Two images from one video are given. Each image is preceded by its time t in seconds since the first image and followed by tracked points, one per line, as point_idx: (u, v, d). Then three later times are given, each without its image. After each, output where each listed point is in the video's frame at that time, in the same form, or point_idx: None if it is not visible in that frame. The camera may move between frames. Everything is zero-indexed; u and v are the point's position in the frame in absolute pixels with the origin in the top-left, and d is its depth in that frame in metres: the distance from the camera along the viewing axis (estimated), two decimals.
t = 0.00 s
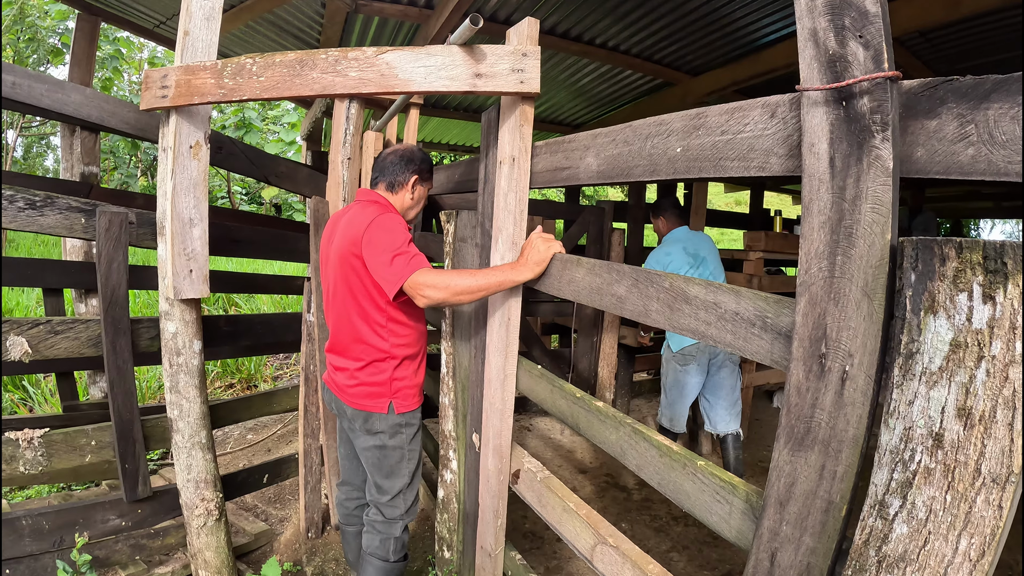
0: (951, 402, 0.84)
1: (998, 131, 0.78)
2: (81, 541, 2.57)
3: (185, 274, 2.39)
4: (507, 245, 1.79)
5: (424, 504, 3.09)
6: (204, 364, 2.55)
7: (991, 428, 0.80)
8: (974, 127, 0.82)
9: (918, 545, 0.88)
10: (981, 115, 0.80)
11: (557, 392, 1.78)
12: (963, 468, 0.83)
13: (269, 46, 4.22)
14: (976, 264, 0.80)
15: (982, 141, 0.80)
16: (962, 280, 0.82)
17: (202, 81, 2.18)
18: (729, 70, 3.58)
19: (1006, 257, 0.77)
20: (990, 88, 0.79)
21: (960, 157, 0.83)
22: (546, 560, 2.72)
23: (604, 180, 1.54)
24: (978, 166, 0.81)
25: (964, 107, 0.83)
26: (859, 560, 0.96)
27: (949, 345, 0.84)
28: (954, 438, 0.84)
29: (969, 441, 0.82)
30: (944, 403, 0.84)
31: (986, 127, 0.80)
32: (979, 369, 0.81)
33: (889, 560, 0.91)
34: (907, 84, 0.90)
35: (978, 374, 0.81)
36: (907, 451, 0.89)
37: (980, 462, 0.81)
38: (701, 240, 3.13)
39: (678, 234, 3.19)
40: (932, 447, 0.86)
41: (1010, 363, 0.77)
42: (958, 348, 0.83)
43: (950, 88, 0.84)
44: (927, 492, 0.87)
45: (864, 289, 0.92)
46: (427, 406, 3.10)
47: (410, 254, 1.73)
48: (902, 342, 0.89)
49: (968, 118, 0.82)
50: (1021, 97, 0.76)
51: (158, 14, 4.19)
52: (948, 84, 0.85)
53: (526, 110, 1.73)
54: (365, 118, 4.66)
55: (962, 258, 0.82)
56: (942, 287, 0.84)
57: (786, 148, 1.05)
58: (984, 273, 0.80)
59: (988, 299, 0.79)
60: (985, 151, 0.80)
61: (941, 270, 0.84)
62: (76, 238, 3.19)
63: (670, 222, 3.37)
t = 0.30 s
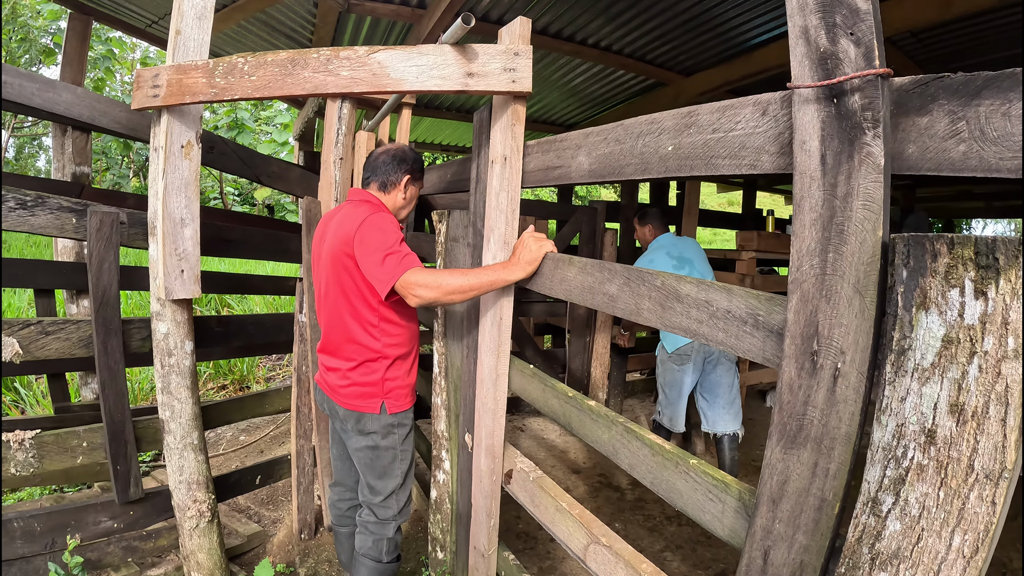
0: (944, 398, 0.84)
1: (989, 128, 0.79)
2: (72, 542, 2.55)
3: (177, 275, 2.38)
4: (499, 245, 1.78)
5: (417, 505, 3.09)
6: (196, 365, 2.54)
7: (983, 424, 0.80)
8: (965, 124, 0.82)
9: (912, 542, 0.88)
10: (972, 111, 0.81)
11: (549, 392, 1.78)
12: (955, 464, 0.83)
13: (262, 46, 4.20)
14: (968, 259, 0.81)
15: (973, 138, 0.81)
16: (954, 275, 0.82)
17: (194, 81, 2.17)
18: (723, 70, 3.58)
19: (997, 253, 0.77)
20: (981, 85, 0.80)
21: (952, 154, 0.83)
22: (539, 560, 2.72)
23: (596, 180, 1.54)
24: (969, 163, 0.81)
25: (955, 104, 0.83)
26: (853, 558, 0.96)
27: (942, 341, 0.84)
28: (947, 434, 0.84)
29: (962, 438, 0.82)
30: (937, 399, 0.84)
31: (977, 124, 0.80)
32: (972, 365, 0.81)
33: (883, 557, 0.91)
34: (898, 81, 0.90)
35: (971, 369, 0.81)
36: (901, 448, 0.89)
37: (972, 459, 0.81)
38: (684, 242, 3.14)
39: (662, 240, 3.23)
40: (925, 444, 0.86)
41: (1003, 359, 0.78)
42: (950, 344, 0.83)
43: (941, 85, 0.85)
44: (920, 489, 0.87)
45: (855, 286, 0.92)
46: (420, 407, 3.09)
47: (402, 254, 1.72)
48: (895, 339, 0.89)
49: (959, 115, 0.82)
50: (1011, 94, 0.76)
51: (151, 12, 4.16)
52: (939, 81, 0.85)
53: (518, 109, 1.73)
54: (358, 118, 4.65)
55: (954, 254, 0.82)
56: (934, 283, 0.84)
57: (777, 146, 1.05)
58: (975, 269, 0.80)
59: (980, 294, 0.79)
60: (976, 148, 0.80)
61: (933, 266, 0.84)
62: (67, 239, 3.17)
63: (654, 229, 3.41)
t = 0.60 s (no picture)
0: (938, 396, 0.84)
1: (981, 125, 0.79)
2: (66, 544, 2.54)
3: (169, 276, 2.37)
4: (492, 244, 1.78)
5: (412, 505, 3.08)
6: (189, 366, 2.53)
7: (977, 420, 0.80)
8: (957, 121, 0.82)
9: (906, 540, 0.88)
10: (963, 109, 0.81)
11: (543, 391, 1.78)
12: (950, 461, 0.83)
13: (255, 46, 4.19)
14: (961, 256, 0.81)
15: (966, 135, 0.81)
16: (947, 272, 0.82)
17: (186, 81, 2.16)
18: (717, 69, 3.59)
19: (990, 249, 0.77)
20: (973, 82, 0.80)
21: (944, 151, 0.83)
22: (534, 560, 2.71)
23: (589, 178, 1.54)
24: (961, 160, 0.81)
25: (947, 102, 0.83)
26: (847, 556, 0.96)
27: (935, 338, 0.84)
28: (941, 431, 0.84)
29: (956, 435, 0.82)
30: (930, 396, 0.85)
31: (969, 121, 0.80)
32: (966, 362, 0.81)
33: (877, 554, 0.91)
34: (890, 79, 0.90)
35: (964, 366, 0.81)
36: (894, 445, 0.89)
37: (966, 456, 0.81)
38: (675, 243, 3.15)
39: (654, 242, 3.23)
40: (919, 441, 0.86)
41: (997, 355, 0.78)
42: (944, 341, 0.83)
43: (934, 83, 0.85)
44: (915, 487, 0.87)
45: (848, 283, 0.92)
46: (414, 408, 3.09)
47: (395, 254, 1.72)
48: (888, 336, 0.89)
49: (951, 112, 0.82)
50: (1003, 92, 0.77)
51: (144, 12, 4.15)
52: (931, 79, 0.85)
53: (511, 109, 1.73)
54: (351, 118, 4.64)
55: (947, 251, 0.82)
56: (927, 280, 0.84)
57: (770, 144, 1.05)
58: (968, 266, 0.80)
59: (973, 291, 0.80)
60: (968, 145, 0.80)
61: (926, 263, 0.84)
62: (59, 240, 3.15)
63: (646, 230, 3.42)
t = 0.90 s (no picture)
0: (936, 391, 0.84)
1: (979, 121, 0.79)
2: (64, 544, 2.53)
3: (166, 274, 2.36)
4: (490, 242, 1.78)
5: (409, 504, 3.08)
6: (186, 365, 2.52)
7: (976, 415, 0.80)
8: (954, 117, 0.82)
9: (905, 535, 0.88)
10: (961, 105, 0.81)
11: (540, 389, 1.77)
12: (948, 455, 0.83)
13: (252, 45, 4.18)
14: (958, 251, 0.81)
15: (963, 130, 0.81)
16: (945, 267, 0.82)
17: (183, 79, 2.16)
18: (714, 67, 3.59)
19: (988, 244, 0.78)
20: (971, 78, 0.80)
21: (941, 147, 0.83)
22: (532, 558, 2.71)
23: (586, 176, 1.54)
24: (959, 156, 0.81)
25: (945, 97, 0.83)
26: (845, 552, 0.96)
27: (933, 333, 0.84)
28: (939, 426, 0.84)
29: (954, 429, 0.82)
30: (929, 391, 0.85)
31: (966, 117, 0.80)
32: (964, 356, 0.81)
33: (876, 550, 0.91)
34: (887, 75, 0.90)
35: (963, 361, 0.81)
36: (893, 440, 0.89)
37: (965, 451, 0.81)
38: (667, 244, 3.15)
39: (647, 244, 3.22)
40: (917, 436, 0.86)
41: (996, 350, 0.78)
42: (941, 336, 0.83)
43: (931, 78, 0.85)
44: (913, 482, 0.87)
45: (846, 279, 0.93)
46: (411, 406, 3.09)
47: (392, 252, 1.71)
48: (886, 332, 0.89)
49: (948, 108, 0.83)
50: (1001, 87, 0.77)
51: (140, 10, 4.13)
52: (928, 75, 0.85)
53: (508, 106, 1.73)
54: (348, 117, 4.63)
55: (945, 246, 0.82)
56: (925, 275, 0.84)
57: (767, 141, 1.05)
58: (966, 261, 0.80)
59: (971, 286, 0.80)
60: (966, 141, 0.81)
61: (923, 259, 0.84)
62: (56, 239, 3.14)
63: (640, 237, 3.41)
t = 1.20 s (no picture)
0: (929, 387, 0.84)
1: (973, 113, 0.79)
2: (60, 543, 2.53)
3: (161, 273, 2.36)
4: (485, 239, 1.78)
5: (406, 502, 3.08)
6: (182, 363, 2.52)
7: (970, 412, 0.80)
8: (948, 110, 0.82)
9: (899, 533, 0.88)
10: (954, 98, 0.81)
11: (534, 387, 1.77)
12: (942, 453, 0.83)
13: (248, 42, 4.17)
14: (952, 245, 0.81)
15: (957, 123, 0.81)
16: (938, 261, 0.82)
17: (178, 77, 2.15)
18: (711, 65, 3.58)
19: (982, 237, 0.77)
20: (964, 70, 0.79)
21: (935, 140, 0.83)
22: (529, 556, 2.71)
23: (580, 172, 1.54)
24: (953, 149, 0.81)
25: (938, 90, 0.83)
26: (839, 550, 0.96)
27: (927, 328, 0.84)
28: (933, 423, 0.84)
29: (948, 425, 0.82)
30: (922, 387, 0.85)
31: (960, 110, 0.80)
32: (958, 352, 0.81)
33: (869, 548, 0.91)
34: (880, 68, 0.90)
35: (957, 356, 0.81)
36: (886, 437, 0.89)
37: (958, 447, 0.81)
38: (674, 244, 3.15)
39: (654, 244, 3.23)
40: (911, 433, 0.86)
41: (989, 345, 0.78)
42: (935, 331, 0.83)
43: (924, 71, 0.85)
44: (907, 479, 0.87)
45: (839, 274, 0.92)
46: (408, 404, 3.08)
47: (387, 250, 1.71)
48: (879, 327, 0.89)
49: (942, 101, 0.82)
50: (994, 80, 0.77)
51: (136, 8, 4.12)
52: (921, 68, 0.85)
53: (502, 103, 1.73)
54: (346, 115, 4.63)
55: (938, 239, 0.82)
56: (918, 269, 0.84)
57: (760, 136, 1.05)
58: (960, 254, 0.80)
59: (965, 280, 0.79)
60: (959, 134, 0.80)
61: (917, 252, 0.84)
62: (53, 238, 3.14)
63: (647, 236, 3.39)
